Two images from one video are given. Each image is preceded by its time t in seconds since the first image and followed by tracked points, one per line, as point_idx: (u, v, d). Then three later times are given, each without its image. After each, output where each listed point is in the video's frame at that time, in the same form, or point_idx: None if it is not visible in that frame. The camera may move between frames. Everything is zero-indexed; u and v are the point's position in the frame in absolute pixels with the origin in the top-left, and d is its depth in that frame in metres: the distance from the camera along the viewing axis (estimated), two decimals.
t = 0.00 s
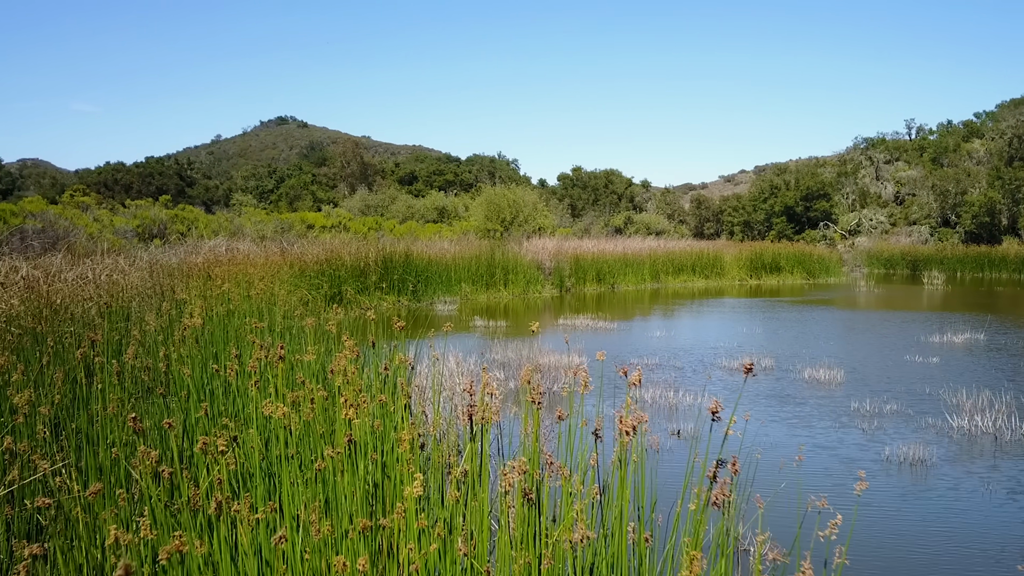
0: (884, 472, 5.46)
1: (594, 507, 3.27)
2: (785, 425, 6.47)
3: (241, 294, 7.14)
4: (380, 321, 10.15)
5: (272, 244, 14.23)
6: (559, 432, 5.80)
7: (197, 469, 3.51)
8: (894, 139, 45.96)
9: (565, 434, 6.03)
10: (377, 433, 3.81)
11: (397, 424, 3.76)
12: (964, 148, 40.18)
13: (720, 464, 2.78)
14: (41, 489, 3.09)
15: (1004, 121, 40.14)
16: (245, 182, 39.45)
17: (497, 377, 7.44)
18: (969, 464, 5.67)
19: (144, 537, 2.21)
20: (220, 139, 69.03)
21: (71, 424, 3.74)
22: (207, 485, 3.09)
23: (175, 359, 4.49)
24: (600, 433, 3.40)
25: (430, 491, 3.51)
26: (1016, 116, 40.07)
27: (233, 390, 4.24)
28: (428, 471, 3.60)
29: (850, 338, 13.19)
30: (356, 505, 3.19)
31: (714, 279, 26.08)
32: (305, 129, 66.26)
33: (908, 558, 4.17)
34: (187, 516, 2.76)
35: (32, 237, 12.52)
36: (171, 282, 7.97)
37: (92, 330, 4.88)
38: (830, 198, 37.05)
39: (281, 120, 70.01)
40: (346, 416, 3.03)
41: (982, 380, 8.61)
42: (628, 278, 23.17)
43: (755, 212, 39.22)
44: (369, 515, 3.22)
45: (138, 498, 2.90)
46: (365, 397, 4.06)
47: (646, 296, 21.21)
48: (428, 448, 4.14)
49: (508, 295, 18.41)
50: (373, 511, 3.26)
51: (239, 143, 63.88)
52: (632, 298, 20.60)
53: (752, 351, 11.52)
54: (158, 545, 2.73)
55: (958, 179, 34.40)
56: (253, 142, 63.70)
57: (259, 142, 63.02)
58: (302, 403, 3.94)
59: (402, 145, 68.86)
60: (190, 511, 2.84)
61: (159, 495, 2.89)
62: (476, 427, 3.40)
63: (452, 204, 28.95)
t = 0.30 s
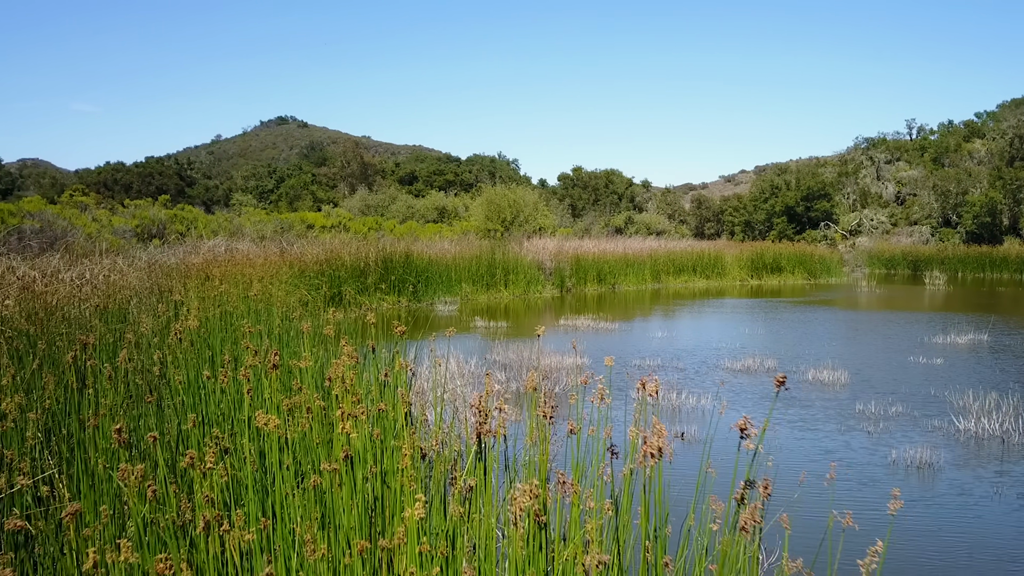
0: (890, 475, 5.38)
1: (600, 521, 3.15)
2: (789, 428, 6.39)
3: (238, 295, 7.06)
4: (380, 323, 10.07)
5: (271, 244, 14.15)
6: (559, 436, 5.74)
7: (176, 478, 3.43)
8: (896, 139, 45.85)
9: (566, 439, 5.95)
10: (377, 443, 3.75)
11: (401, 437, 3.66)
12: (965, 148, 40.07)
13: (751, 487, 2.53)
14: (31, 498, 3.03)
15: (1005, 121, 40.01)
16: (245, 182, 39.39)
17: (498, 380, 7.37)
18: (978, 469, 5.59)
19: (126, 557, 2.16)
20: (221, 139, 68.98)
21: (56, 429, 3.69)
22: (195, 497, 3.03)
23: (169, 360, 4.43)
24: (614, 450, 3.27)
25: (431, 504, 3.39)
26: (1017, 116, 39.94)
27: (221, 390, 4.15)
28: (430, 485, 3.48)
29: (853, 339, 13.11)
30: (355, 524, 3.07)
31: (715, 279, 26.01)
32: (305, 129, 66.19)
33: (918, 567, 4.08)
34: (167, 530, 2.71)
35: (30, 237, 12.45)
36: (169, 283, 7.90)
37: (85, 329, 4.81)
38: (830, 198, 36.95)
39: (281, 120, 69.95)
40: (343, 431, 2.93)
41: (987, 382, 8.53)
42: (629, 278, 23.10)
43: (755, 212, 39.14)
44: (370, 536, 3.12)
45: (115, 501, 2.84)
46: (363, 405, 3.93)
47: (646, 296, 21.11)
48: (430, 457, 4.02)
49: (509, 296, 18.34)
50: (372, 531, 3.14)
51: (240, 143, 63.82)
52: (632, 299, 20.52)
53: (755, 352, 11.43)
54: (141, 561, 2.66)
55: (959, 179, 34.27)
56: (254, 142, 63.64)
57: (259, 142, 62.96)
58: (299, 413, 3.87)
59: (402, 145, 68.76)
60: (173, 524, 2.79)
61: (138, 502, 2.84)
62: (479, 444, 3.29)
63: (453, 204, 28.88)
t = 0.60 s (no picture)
0: (900, 480, 5.29)
1: (615, 541, 2.99)
2: (794, 432, 6.29)
3: (236, 296, 6.99)
4: (380, 324, 9.98)
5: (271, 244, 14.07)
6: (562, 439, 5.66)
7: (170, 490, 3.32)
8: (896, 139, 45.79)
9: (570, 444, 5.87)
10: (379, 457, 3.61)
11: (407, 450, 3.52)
12: (966, 148, 40.00)
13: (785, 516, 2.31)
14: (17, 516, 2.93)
15: (1005, 121, 39.92)
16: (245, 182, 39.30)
17: (500, 383, 7.28)
18: (988, 473, 5.49)
19: None
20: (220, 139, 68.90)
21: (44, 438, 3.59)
22: (184, 514, 2.91)
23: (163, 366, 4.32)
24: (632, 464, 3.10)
25: (433, 520, 3.24)
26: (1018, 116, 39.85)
27: (217, 397, 4.04)
28: (433, 497, 3.34)
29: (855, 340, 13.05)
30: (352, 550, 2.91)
31: (715, 280, 25.94)
32: (305, 129, 66.14)
33: None
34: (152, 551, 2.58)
35: (27, 237, 12.35)
36: (167, 283, 7.81)
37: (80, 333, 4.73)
38: (831, 198, 36.87)
39: (281, 120, 69.88)
40: (341, 449, 2.73)
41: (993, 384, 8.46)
42: (629, 278, 23.02)
43: (755, 212, 39.06)
44: (369, 558, 3.01)
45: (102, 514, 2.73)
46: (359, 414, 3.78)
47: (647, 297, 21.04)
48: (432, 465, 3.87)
49: (509, 296, 18.27)
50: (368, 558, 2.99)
51: (239, 143, 63.74)
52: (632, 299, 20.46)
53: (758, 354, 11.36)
54: None
55: (959, 179, 34.16)
56: (253, 142, 63.56)
57: (259, 142, 62.87)
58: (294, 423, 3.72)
59: (402, 145, 68.69)
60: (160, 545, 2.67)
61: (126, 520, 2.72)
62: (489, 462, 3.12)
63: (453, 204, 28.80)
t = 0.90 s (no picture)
0: (906, 484, 5.21)
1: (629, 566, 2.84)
2: (801, 436, 6.18)
3: (235, 296, 6.91)
4: (380, 326, 9.89)
5: (271, 245, 13.99)
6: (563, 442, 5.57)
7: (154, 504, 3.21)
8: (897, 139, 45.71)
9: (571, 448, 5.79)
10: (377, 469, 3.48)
11: (404, 462, 3.39)
12: (967, 149, 39.92)
13: (830, 540, 2.17)
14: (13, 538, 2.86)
15: (1006, 121, 39.85)
16: (245, 182, 39.22)
17: (501, 387, 7.18)
18: (999, 479, 5.38)
19: None
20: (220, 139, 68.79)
21: (31, 449, 3.50)
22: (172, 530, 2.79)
23: (156, 372, 4.23)
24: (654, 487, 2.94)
25: (435, 541, 3.09)
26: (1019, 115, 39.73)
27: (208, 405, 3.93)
28: (434, 514, 3.19)
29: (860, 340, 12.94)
30: None
31: (717, 280, 25.86)
32: (305, 129, 66.08)
33: None
34: (137, 567, 2.48)
35: (25, 237, 12.26)
36: (166, 283, 7.75)
37: (75, 335, 4.66)
38: (832, 199, 36.81)
39: (281, 120, 69.83)
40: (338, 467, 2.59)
41: (998, 385, 8.37)
42: (630, 279, 22.94)
43: (756, 212, 38.98)
44: None
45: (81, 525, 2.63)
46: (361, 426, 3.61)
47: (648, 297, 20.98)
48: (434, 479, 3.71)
49: (510, 297, 18.20)
50: None
51: (239, 143, 63.67)
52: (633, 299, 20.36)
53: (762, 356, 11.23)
54: None
55: (961, 179, 34.03)
56: (254, 142, 63.49)
57: (259, 142, 62.78)
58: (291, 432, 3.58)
59: (402, 145, 68.61)
60: (145, 562, 2.56)
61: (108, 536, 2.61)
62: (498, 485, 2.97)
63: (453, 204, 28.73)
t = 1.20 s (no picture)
0: (914, 488, 5.13)
1: None
2: (806, 439, 6.10)
3: (234, 297, 6.85)
4: (379, 326, 9.78)
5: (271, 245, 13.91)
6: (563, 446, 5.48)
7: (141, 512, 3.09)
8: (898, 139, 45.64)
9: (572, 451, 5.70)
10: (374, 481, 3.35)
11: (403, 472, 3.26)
12: (968, 148, 39.79)
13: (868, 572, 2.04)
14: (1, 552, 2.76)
15: (1007, 121, 39.71)
16: (245, 182, 39.15)
17: (502, 389, 7.09)
18: (1009, 483, 5.27)
19: None
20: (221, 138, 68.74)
21: (18, 453, 3.40)
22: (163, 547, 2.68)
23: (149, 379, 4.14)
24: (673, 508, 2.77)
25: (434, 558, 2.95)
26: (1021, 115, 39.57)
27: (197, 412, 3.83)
28: (434, 530, 3.05)
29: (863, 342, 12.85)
30: None
31: (718, 280, 25.78)
32: (305, 129, 66.03)
33: None
34: None
35: (23, 237, 12.17)
36: (164, 283, 7.69)
37: (67, 337, 4.60)
38: (833, 199, 36.73)
39: (281, 120, 69.80)
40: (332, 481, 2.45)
41: (1004, 387, 8.29)
42: (631, 279, 22.86)
43: (756, 212, 38.88)
44: None
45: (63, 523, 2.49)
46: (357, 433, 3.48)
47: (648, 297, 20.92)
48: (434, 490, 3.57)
49: (510, 297, 18.12)
50: None
51: (240, 143, 63.61)
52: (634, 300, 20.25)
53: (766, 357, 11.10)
54: None
55: (962, 179, 33.81)
56: (254, 142, 63.42)
57: (259, 142, 62.71)
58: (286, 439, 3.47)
59: (403, 145, 68.55)
60: None
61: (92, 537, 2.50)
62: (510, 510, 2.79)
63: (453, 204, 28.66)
